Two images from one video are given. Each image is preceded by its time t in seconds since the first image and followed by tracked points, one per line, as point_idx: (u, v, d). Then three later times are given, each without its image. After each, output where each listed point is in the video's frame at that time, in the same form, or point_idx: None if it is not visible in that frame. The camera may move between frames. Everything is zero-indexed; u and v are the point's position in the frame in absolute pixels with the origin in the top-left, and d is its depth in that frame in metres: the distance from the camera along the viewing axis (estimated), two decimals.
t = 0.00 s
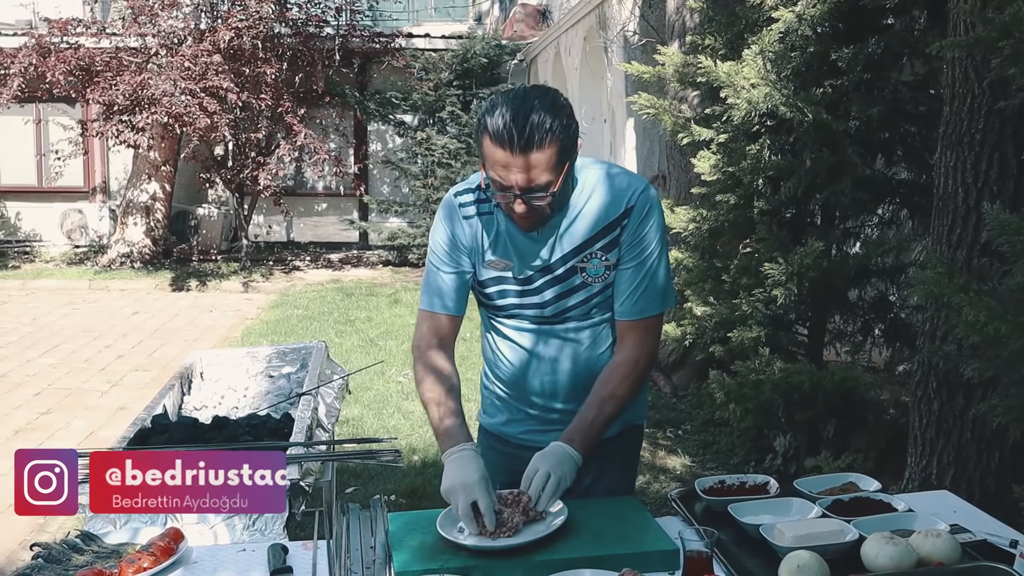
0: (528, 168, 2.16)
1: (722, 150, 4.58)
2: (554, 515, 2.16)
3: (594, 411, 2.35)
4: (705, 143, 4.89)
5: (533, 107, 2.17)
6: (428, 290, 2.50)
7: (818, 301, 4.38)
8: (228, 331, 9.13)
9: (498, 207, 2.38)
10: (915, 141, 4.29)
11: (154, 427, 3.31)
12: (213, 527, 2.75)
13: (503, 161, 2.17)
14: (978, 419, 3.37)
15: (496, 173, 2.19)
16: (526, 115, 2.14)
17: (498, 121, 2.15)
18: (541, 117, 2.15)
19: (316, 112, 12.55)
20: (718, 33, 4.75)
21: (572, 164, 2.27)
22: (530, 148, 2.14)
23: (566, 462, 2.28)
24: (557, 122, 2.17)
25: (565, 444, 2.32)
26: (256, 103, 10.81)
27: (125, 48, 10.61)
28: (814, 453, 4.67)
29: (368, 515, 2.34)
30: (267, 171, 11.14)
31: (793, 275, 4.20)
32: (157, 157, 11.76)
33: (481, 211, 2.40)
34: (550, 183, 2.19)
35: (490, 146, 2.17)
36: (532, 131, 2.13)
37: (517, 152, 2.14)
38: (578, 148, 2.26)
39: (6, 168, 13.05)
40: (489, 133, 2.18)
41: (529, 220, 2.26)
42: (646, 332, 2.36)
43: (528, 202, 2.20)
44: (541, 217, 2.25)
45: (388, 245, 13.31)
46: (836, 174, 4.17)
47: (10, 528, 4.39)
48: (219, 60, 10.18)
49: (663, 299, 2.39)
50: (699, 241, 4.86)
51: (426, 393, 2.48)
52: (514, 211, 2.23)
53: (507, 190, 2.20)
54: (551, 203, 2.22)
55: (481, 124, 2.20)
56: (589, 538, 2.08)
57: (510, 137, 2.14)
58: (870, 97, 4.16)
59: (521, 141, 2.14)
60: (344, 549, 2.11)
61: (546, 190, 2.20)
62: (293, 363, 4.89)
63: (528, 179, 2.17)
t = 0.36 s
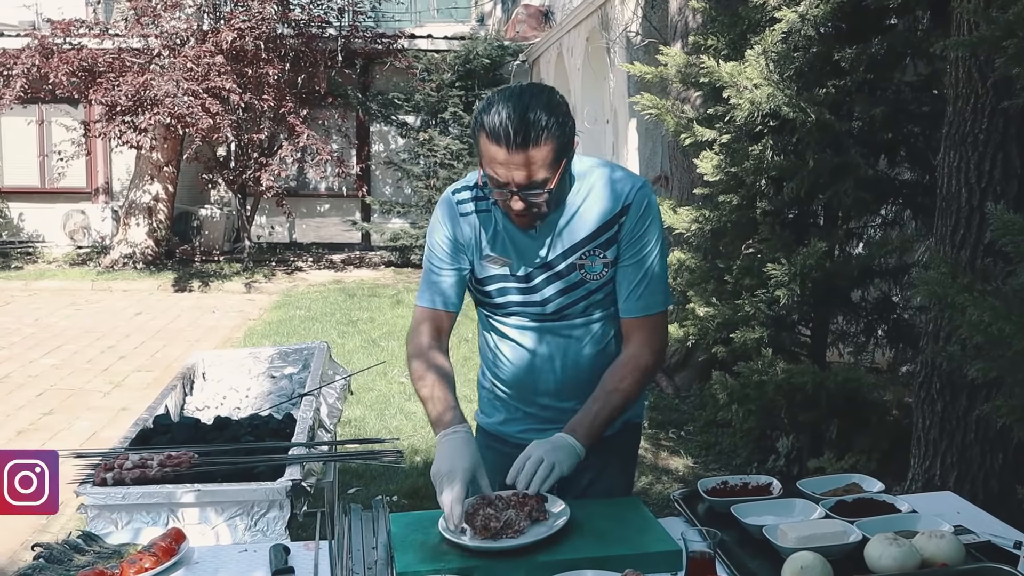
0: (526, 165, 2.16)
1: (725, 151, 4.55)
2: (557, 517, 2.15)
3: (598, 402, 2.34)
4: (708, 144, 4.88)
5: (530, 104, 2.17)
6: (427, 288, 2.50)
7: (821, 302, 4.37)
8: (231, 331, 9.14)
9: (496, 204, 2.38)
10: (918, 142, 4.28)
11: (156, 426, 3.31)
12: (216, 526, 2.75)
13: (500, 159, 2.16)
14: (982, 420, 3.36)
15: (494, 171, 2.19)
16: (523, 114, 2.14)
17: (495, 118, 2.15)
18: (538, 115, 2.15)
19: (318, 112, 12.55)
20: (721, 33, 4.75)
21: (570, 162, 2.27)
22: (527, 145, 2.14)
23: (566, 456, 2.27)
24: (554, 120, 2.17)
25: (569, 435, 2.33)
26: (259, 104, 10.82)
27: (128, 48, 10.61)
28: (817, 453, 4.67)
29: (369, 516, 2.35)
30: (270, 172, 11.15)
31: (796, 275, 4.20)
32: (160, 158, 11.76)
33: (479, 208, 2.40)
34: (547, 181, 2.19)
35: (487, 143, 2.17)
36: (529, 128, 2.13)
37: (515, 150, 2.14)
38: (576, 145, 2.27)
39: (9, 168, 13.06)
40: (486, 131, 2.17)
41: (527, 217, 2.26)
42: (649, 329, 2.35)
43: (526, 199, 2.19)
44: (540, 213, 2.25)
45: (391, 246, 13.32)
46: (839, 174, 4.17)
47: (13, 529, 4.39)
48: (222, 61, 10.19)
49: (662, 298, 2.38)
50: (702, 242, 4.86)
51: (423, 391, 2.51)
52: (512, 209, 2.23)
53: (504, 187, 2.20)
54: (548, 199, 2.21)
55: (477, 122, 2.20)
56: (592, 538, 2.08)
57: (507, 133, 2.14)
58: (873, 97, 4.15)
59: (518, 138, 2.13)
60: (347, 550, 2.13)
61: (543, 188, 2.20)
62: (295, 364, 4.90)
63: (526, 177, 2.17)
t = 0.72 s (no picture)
0: (516, 167, 2.14)
1: (727, 150, 4.54)
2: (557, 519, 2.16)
3: (580, 422, 2.30)
4: (709, 144, 4.86)
5: (522, 106, 2.15)
6: (427, 290, 2.51)
7: (823, 302, 4.36)
8: (233, 331, 9.14)
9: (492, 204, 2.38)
10: (921, 141, 4.27)
11: (155, 427, 3.30)
12: (216, 528, 2.74)
13: (491, 161, 2.15)
14: (985, 421, 3.35)
15: (485, 172, 2.18)
16: (514, 116, 2.12)
17: (485, 119, 2.14)
18: (531, 118, 2.14)
19: (321, 112, 12.55)
20: (723, 33, 4.74)
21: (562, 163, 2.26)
22: (518, 147, 2.12)
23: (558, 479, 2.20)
24: (543, 122, 2.15)
25: (555, 458, 2.26)
26: (260, 104, 10.82)
27: (130, 49, 10.61)
28: (820, 454, 4.65)
29: (369, 517, 2.34)
30: (271, 172, 11.17)
31: (798, 275, 4.18)
32: (162, 158, 11.77)
33: (475, 208, 2.41)
34: (538, 183, 2.18)
35: (477, 147, 2.16)
36: (518, 131, 2.12)
37: (506, 152, 2.13)
38: (567, 146, 2.25)
39: (11, 168, 13.08)
40: (478, 133, 2.16)
41: (520, 218, 2.25)
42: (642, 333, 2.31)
43: (518, 200, 2.19)
44: (533, 213, 2.24)
45: (393, 246, 13.32)
46: (841, 173, 4.16)
47: (13, 529, 4.39)
48: (223, 61, 10.19)
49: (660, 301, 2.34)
50: (704, 242, 4.86)
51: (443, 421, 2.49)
52: (505, 210, 2.23)
53: (496, 189, 2.20)
54: (539, 202, 2.21)
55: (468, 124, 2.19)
56: (593, 540, 2.06)
57: (497, 135, 2.13)
58: (875, 97, 4.14)
59: (510, 140, 2.12)
60: (345, 552, 2.12)
61: (534, 189, 2.19)
62: (296, 364, 4.89)
63: (516, 179, 2.16)
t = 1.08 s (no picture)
0: (508, 168, 2.13)
1: (729, 150, 4.53)
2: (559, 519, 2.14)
3: (593, 413, 2.30)
4: (712, 143, 4.85)
5: (512, 107, 2.12)
6: (426, 292, 2.48)
7: (826, 302, 4.33)
8: (234, 331, 9.12)
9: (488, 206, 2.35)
10: (924, 141, 4.22)
11: (154, 427, 3.29)
12: (216, 529, 2.71)
13: (482, 162, 2.14)
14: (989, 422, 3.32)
15: (477, 174, 2.17)
16: (504, 116, 2.10)
17: (477, 119, 2.12)
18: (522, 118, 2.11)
19: (322, 112, 12.53)
20: (725, 32, 4.72)
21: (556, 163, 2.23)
22: (509, 148, 2.11)
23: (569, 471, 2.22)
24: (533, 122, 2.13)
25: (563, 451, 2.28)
26: (262, 103, 10.80)
27: (131, 48, 10.60)
28: (823, 455, 4.62)
29: (369, 518, 2.32)
30: (273, 172, 11.16)
31: (801, 275, 4.16)
32: (163, 158, 11.77)
33: (472, 210, 2.38)
34: (530, 184, 2.17)
35: (468, 150, 2.14)
36: (508, 133, 2.10)
37: (497, 153, 2.11)
38: (559, 145, 2.23)
39: (13, 169, 13.07)
40: (466, 134, 2.14)
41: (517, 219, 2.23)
42: (643, 334, 2.29)
43: (511, 202, 2.17)
44: (529, 214, 2.22)
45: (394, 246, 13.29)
46: (844, 173, 4.14)
47: (13, 530, 4.38)
48: (225, 60, 10.18)
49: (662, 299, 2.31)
50: (707, 241, 4.84)
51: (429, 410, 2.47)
52: (499, 212, 2.20)
53: (489, 191, 2.18)
54: (532, 203, 2.19)
55: (457, 125, 2.16)
56: (594, 542, 2.04)
57: (489, 136, 2.11)
58: (878, 96, 4.11)
59: (501, 141, 2.10)
60: (344, 555, 2.11)
61: (527, 190, 2.17)
62: (296, 365, 4.87)
63: (507, 180, 2.14)
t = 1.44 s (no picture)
0: (517, 162, 2.09)
1: (732, 148, 4.51)
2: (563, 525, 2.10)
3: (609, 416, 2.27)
4: (714, 142, 4.82)
5: (524, 101, 2.10)
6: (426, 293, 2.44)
7: (829, 302, 4.30)
8: (232, 330, 9.08)
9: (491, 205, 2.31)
10: (929, 139, 4.19)
11: (152, 430, 3.25)
12: (213, 534, 2.66)
13: (491, 154, 2.10)
14: (996, 424, 3.28)
15: (485, 168, 2.13)
16: (514, 109, 2.07)
17: (486, 113, 2.08)
18: (533, 113, 2.08)
19: (320, 110, 12.46)
20: (727, 29, 4.69)
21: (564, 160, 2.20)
22: (518, 140, 2.07)
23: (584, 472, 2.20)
24: (544, 115, 2.10)
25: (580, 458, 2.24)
26: (260, 101, 10.75)
27: (128, 46, 10.56)
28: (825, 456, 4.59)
29: (369, 524, 2.29)
30: (271, 170, 11.11)
31: (804, 275, 4.13)
32: (160, 156, 11.72)
33: (475, 209, 2.34)
34: (538, 178, 2.13)
35: (477, 142, 2.11)
36: (518, 125, 2.06)
37: (507, 145, 2.07)
38: (568, 142, 2.20)
39: (10, 167, 13.02)
40: (476, 126, 2.10)
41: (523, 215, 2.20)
42: (652, 335, 2.25)
43: (518, 196, 2.13)
44: (536, 209, 2.18)
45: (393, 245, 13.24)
46: (848, 172, 4.09)
47: (10, 532, 4.33)
48: (222, 58, 10.13)
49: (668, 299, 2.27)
50: (708, 241, 4.80)
51: (421, 402, 2.42)
52: (506, 207, 2.16)
53: (496, 185, 2.13)
54: (540, 198, 2.14)
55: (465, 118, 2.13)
56: (599, 549, 2.00)
57: (499, 129, 2.07)
58: (882, 95, 4.08)
59: (511, 134, 2.07)
60: (344, 562, 2.07)
61: (535, 185, 2.13)
62: (295, 365, 4.82)
63: (516, 174, 2.10)
